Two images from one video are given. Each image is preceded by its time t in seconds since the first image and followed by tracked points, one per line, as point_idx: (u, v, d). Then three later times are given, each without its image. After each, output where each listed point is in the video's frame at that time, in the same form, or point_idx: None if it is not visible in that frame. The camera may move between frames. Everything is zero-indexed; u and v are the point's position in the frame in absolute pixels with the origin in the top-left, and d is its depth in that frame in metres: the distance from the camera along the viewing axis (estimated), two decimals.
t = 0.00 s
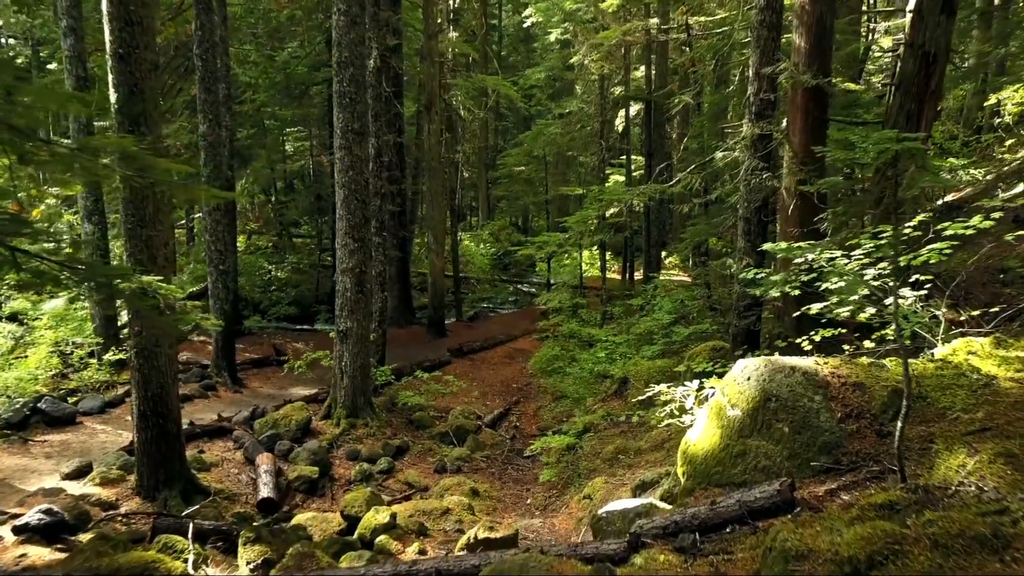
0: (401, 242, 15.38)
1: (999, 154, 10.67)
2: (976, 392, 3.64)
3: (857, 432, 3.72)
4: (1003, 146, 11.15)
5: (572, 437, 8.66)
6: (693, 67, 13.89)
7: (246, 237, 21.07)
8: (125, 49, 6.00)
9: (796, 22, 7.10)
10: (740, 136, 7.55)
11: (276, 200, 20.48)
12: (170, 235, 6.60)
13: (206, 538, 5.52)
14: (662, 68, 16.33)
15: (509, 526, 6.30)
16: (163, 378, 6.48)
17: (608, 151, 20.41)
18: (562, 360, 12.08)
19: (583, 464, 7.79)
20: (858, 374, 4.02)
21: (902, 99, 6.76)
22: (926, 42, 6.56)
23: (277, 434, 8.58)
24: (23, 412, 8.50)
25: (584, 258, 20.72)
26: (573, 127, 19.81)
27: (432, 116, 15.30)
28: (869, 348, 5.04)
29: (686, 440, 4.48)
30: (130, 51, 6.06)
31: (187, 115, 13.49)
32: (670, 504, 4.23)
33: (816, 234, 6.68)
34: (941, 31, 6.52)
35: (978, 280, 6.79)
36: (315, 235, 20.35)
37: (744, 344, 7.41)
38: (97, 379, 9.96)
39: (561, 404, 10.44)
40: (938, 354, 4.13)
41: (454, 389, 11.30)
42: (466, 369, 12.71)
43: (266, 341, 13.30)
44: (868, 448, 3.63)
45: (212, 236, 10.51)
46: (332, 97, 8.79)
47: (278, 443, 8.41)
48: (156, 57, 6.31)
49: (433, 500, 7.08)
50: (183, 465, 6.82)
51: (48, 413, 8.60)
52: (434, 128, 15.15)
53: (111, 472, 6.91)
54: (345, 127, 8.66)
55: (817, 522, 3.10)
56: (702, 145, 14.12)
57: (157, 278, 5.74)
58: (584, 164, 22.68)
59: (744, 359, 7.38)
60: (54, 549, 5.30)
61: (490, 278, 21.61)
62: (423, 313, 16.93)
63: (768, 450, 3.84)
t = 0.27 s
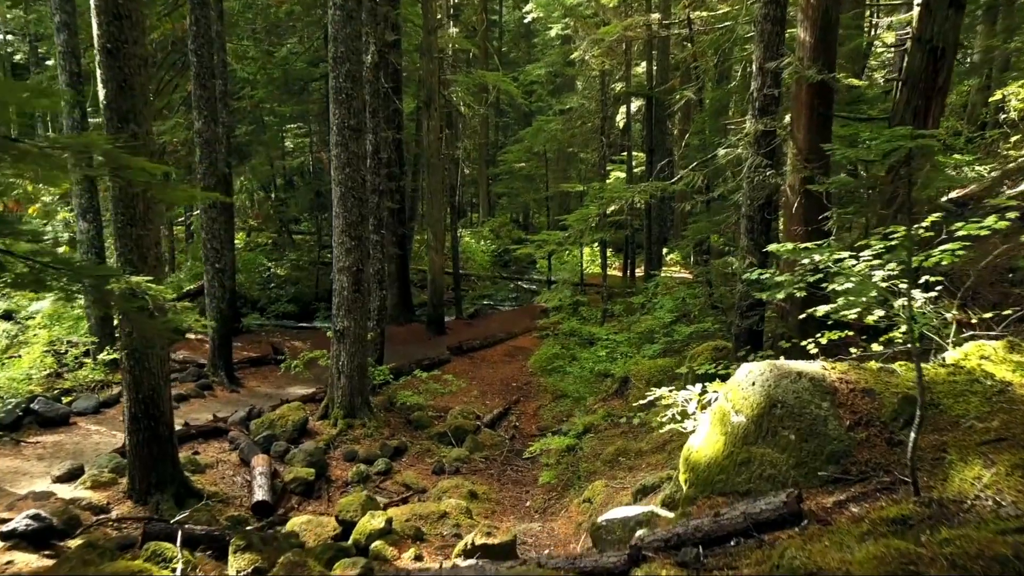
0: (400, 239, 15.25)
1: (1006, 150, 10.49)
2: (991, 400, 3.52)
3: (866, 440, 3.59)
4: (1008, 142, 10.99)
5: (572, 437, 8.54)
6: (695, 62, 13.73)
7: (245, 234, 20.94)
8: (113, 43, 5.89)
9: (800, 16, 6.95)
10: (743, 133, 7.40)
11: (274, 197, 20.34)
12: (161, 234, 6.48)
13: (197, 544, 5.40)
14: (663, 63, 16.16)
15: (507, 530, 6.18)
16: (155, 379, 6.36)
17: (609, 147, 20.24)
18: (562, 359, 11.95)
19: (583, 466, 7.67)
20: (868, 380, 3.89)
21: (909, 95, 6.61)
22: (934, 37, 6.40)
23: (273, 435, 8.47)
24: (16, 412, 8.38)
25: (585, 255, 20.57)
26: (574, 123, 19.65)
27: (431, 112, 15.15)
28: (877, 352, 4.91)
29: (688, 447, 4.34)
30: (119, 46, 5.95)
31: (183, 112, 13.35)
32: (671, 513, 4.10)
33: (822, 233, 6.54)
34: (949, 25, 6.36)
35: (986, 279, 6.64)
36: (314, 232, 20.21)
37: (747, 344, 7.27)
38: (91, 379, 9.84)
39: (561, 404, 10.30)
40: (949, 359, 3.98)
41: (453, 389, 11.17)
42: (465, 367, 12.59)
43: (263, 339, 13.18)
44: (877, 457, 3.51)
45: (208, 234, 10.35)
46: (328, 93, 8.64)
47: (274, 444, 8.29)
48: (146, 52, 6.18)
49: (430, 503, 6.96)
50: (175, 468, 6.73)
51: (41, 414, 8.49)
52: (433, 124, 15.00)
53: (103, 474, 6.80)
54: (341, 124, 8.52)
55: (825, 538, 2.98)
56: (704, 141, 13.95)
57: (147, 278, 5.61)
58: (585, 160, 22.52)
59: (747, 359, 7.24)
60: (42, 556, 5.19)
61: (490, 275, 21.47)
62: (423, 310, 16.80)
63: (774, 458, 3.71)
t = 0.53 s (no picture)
0: (398, 238, 15.06)
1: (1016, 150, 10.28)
2: (1013, 418, 3.34)
3: (882, 458, 3.42)
4: (1017, 142, 10.78)
5: (572, 444, 8.35)
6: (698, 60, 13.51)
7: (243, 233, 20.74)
8: (99, 38, 5.69)
9: (807, 12, 6.74)
10: (748, 132, 7.19)
11: (272, 195, 20.14)
12: (149, 236, 6.28)
13: (184, 556, 5.23)
14: (665, 61, 15.95)
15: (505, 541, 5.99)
16: (143, 386, 6.17)
17: (609, 146, 20.03)
18: (562, 362, 11.76)
19: (583, 473, 7.48)
20: (881, 394, 3.71)
21: (919, 93, 6.41)
22: (945, 33, 6.21)
23: (266, 440, 8.28)
24: (4, 416, 8.18)
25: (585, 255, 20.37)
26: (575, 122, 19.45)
27: (430, 109, 14.94)
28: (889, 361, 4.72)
29: (693, 460, 4.14)
30: (105, 41, 5.75)
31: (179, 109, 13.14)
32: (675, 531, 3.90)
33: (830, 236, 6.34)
34: (962, 21, 6.16)
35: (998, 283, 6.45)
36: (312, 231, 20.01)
37: (751, 349, 7.08)
38: (83, 381, 9.64)
39: (560, 408, 10.11)
40: (967, 371, 3.76)
41: (450, 392, 10.99)
42: (464, 370, 12.40)
43: (259, 340, 12.99)
44: (894, 476, 3.34)
45: (202, 234, 10.16)
46: (322, 90, 8.45)
47: (267, 449, 8.11)
48: (133, 47, 5.99)
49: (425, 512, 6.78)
50: (165, 475, 6.50)
51: (30, 417, 8.29)
52: (432, 122, 14.79)
53: (90, 482, 6.62)
54: (336, 122, 8.33)
55: (842, 567, 2.80)
56: (707, 140, 13.74)
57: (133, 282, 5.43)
58: (586, 159, 22.31)
59: (752, 365, 7.05)
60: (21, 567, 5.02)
61: (490, 275, 21.27)
62: (421, 311, 16.60)
63: (784, 476, 3.52)
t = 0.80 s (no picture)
0: (396, 240, 14.89)
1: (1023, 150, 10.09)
2: None
3: (894, 476, 3.28)
4: None
5: (571, 450, 8.19)
6: (700, 58, 13.29)
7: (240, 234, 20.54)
8: (84, 36, 5.47)
9: (812, 9, 6.57)
10: (752, 132, 7.02)
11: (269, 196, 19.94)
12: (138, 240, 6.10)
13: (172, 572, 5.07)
14: (667, 60, 15.77)
15: (502, 553, 5.84)
16: (130, 394, 5.99)
17: (610, 146, 19.84)
18: (561, 365, 11.60)
19: (581, 482, 7.32)
20: (893, 406, 3.55)
21: (928, 92, 6.25)
22: (955, 30, 6.05)
23: (259, 446, 8.12)
24: None
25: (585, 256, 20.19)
26: (575, 121, 19.26)
27: (428, 109, 14.75)
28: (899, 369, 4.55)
29: (694, 473, 3.96)
30: (91, 39, 5.52)
31: (173, 109, 12.93)
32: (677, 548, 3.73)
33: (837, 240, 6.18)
34: (972, 17, 5.99)
35: (1008, 288, 6.28)
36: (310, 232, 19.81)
37: (754, 355, 6.92)
38: (74, 386, 9.46)
39: (559, 413, 9.95)
40: (981, 382, 3.58)
41: (448, 396, 10.82)
42: (462, 373, 12.23)
43: (254, 343, 12.83)
44: (907, 496, 3.20)
45: (195, 236, 9.98)
46: (317, 89, 8.26)
47: (260, 456, 7.94)
48: (121, 45, 5.77)
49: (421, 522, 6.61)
50: (153, 484, 6.34)
51: (18, 424, 8.12)
52: (430, 122, 14.59)
53: (76, 492, 6.45)
54: (331, 122, 8.16)
55: None
56: (709, 140, 13.54)
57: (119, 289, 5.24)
58: (586, 159, 22.11)
59: (755, 371, 6.89)
60: None
61: (489, 276, 21.10)
62: (419, 312, 16.43)
63: (789, 493, 3.35)
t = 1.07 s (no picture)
0: (394, 241, 14.73)
1: None
2: None
3: (910, 497, 3.14)
4: None
5: (570, 457, 8.03)
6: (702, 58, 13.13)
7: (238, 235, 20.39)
8: (68, 33, 5.30)
9: (817, 8, 6.40)
10: (755, 133, 6.86)
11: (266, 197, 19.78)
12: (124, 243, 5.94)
13: None
14: (667, 60, 15.62)
15: (498, 567, 5.67)
16: (117, 402, 5.83)
17: (610, 146, 19.66)
18: (560, 369, 11.44)
19: (580, 491, 7.16)
20: (907, 422, 3.38)
21: (937, 91, 6.08)
22: (964, 28, 5.88)
23: (252, 453, 7.96)
24: None
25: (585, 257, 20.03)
26: (575, 122, 19.10)
27: (426, 109, 14.60)
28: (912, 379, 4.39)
29: (697, 490, 3.80)
30: (75, 38, 5.35)
31: (167, 109, 12.77)
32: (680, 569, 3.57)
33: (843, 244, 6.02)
34: (982, 15, 5.83)
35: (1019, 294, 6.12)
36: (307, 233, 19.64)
37: (756, 361, 6.76)
38: (64, 391, 9.30)
39: (558, 418, 9.78)
40: (1000, 396, 3.49)
41: (445, 402, 10.66)
42: (460, 377, 12.07)
43: (250, 346, 12.67)
44: (924, 519, 3.06)
45: (188, 238, 9.81)
46: (311, 89, 8.11)
47: (253, 463, 7.78)
48: (106, 44, 5.60)
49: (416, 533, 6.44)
50: (141, 494, 6.17)
51: (6, 430, 7.96)
52: (428, 122, 14.42)
53: (62, 502, 6.28)
54: (324, 123, 8.00)
55: None
56: (710, 141, 13.38)
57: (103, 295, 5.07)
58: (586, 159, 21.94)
59: (759, 378, 6.72)
60: None
61: (488, 278, 20.94)
62: (417, 314, 16.27)
63: (799, 513, 3.19)
